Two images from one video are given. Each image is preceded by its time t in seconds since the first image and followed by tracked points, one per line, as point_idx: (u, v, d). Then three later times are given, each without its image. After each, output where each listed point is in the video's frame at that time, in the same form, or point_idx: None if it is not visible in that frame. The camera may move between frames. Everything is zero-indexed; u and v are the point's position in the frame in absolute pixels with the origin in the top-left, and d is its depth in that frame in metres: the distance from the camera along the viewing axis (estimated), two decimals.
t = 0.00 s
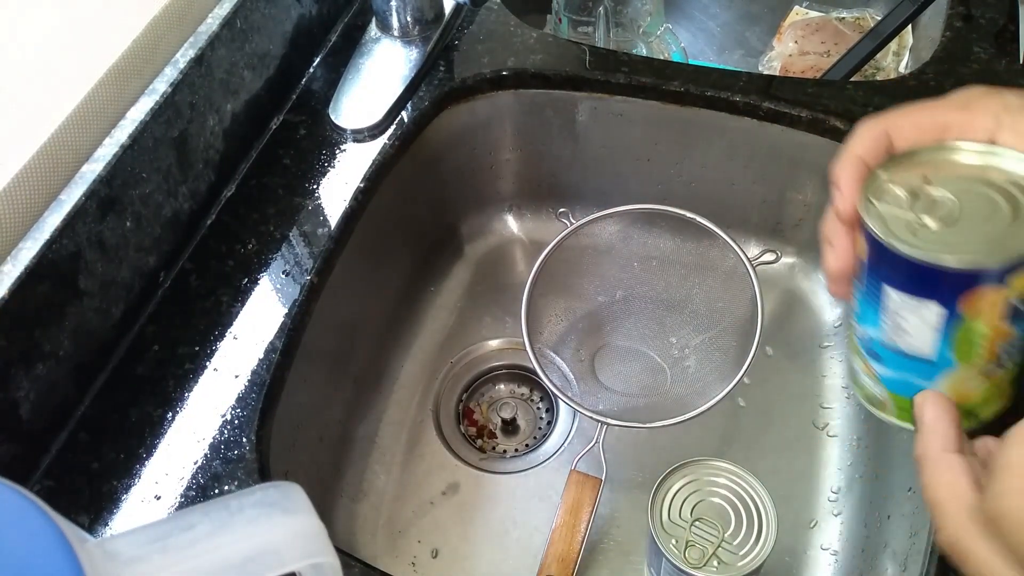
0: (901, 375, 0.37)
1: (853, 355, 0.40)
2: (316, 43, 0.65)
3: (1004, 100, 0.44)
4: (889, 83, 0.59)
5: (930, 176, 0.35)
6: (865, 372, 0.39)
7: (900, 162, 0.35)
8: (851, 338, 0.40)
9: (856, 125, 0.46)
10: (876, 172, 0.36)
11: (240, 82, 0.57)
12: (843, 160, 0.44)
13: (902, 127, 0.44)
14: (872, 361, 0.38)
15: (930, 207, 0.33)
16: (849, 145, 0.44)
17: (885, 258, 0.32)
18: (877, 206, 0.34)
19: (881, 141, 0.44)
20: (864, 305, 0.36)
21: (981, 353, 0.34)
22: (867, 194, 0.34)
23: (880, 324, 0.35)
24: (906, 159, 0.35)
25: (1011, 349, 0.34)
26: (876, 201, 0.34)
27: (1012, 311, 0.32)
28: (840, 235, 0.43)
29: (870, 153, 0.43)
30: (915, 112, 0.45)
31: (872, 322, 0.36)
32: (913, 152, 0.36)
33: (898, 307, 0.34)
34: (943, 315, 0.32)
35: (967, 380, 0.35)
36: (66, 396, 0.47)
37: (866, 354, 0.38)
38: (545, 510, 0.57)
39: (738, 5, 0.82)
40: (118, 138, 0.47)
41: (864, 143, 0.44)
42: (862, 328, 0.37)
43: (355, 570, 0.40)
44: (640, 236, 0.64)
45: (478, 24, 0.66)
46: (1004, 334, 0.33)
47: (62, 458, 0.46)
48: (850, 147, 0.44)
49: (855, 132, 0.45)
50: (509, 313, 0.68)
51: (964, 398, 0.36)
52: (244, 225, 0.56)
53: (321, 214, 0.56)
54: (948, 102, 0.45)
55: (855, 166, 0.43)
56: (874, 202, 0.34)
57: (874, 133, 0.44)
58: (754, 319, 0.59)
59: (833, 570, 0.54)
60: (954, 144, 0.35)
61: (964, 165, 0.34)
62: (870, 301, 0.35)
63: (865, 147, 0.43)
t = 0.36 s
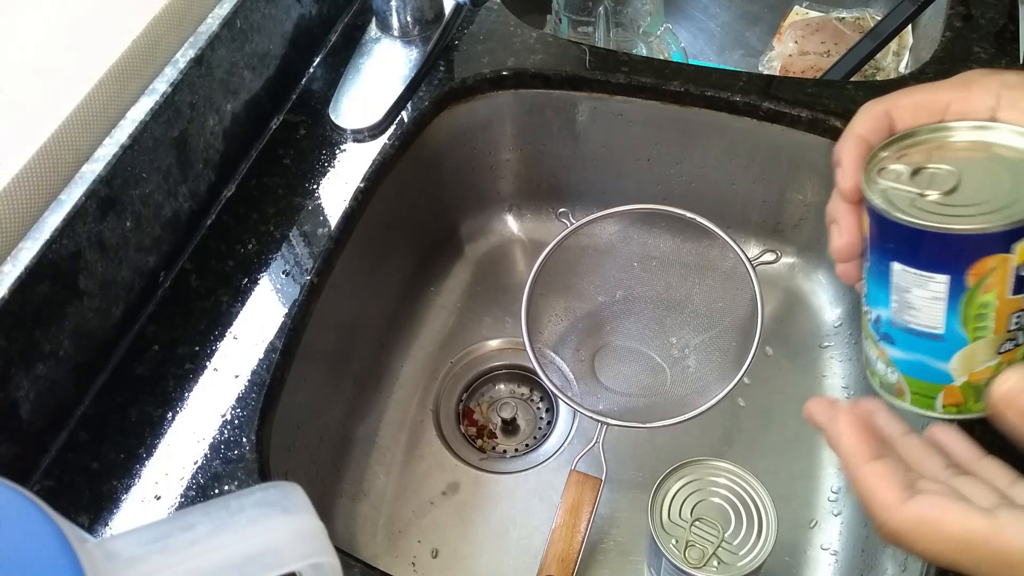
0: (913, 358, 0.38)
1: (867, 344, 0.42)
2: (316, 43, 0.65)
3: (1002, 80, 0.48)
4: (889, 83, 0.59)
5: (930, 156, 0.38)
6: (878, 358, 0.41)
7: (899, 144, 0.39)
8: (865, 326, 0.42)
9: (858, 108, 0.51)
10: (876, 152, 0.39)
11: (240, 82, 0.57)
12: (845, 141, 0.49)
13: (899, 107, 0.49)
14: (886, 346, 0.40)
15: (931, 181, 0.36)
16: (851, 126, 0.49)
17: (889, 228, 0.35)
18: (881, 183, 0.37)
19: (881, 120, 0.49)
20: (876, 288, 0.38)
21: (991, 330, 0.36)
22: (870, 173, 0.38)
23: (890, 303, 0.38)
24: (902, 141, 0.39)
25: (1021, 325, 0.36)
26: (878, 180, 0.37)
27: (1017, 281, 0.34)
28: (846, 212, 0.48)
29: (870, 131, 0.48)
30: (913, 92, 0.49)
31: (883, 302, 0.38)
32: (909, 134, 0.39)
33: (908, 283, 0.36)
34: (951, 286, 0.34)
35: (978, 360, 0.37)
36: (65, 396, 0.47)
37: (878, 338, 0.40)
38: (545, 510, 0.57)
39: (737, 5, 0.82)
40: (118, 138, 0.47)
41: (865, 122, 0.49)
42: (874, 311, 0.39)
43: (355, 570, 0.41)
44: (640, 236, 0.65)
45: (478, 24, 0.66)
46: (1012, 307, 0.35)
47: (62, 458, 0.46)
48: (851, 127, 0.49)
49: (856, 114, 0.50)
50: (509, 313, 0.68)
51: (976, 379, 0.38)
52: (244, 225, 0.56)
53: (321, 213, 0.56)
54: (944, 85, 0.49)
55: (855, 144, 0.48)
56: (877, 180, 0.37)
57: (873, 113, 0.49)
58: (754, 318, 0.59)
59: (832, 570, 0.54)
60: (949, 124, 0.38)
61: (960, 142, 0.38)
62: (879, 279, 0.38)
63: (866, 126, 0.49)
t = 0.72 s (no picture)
0: (879, 382, 0.38)
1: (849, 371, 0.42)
2: (316, 43, 0.65)
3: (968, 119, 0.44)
4: (889, 83, 0.59)
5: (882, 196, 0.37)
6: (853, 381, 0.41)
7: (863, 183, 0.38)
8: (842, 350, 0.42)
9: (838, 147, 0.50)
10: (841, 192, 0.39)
11: (240, 82, 0.57)
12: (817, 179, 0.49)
13: (873, 147, 0.47)
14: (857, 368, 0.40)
15: (887, 221, 0.36)
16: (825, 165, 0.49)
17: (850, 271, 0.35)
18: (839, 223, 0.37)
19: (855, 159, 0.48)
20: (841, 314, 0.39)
21: (940, 360, 0.35)
22: (832, 209, 0.38)
23: (851, 329, 0.38)
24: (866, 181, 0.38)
25: (972, 357, 0.36)
26: (837, 220, 0.37)
27: (959, 317, 0.34)
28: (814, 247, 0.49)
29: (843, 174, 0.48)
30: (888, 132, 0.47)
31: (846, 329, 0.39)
32: (867, 174, 0.39)
33: (858, 313, 0.36)
34: (893, 319, 0.35)
35: (935, 388, 0.37)
36: (65, 396, 0.47)
37: (852, 361, 0.40)
38: (545, 510, 0.57)
39: (737, 5, 0.82)
40: (118, 138, 0.47)
41: (838, 162, 0.48)
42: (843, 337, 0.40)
43: (355, 570, 0.40)
44: (641, 236, 0.65)
45: (478, 24, 0.66)
46: (956, 341, 0.35)
47: (62, 458, 0.46)
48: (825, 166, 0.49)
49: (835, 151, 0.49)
50: (509, 313, 0.68)
51: (937, 407, 0.37)
52: (244, 225, 0.56)
53: (321, 213, 0.56)
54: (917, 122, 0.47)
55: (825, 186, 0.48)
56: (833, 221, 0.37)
57: (847, 155, 0.48)
58: (754, 318, 0.59)
59: (833, 570, 0.54)
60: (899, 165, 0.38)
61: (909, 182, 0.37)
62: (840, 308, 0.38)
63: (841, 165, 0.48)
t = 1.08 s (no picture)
0: None
1: (939, 450, 0.34)
2: (316, 43, 0.65)
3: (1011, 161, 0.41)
4: (889, 83, 0.59)
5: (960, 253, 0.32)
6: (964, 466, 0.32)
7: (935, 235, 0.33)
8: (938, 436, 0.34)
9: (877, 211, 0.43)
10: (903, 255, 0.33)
11: (240, 82, 0.57)
12: (874, 252, 0.41)
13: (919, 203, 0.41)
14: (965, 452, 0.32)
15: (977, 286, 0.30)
16: (874, 236, 0.42)
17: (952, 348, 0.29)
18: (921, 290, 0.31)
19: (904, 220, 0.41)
20: (948, 400, 0.31)
21: None
22: (903, 276, 0.32)
23: (968, 413, 0.30)
24: (938, 232, 0.33)
25: None
26: (917, 288, 0.31)
27: None
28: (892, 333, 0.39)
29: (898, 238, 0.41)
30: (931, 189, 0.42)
31: (957, 412, 0.31)
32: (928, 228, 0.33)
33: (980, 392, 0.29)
34: None
35: None
36: (65, 396, 0.47)
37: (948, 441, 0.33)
38: (545, 511, 0.57)
39: (737, 5, 0.82)
40: (118, 138, 0.47)
41: (888, 230, 0.41)
42: (952, 422, 0.31)
43: (355, 570, 0.40)
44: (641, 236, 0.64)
45: (478, 24, 0.66)
46: None
47: (62, 458, 0.46)
48: (874, 237, 0.42)
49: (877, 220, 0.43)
50: (509, 313, 0.68)
51: None
52: (244, 225, 0.56)
53: (321, 214, 0.56)
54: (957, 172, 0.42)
55: (885, 257, 0.40)
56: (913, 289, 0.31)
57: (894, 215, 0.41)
58: (754, 319, 0.59)
59: (832, 570, 0.54)
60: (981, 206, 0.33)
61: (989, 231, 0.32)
62: (948, 390, 0.30)
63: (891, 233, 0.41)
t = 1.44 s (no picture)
0: None
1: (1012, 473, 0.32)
2: (316, 43, 0.65)
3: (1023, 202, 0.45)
4: (889, 83, 0.58)
5: (991, 292, 0.35)
6: None
7: (967, 277, 0.36)
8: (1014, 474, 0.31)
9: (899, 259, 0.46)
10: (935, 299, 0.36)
11: (240, 82, 0.57)
12: (901, 305, 0.44)
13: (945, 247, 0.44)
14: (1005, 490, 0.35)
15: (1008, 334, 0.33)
16: (899, 285, 0.45)
17: (988, 402, 0.32)
18: (954, 340, 0.34)
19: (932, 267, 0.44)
20: None
21: None
22: (938, 330, 0.35)
23: None
24: (968, 273, 0.36)
25: None
26: (951, 335, 0.34)
27: None
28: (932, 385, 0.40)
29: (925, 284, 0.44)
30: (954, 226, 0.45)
31: None
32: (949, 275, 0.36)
33: None
34: None
35: None
36: (65, 396, 0.47)
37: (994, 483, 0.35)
38: (545, 511, 0.57)
39: (738, 5, 0.82)
40: (118, 138, 0.47)
41: (913, 278, 0.44)
42: None
43: (355, 570, 0.41)
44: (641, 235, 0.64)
45: (478, 24, 0.66)
46: None
47: (62, 458, 0.46)
48: (900, 287, 0.45)
49: (900, 268, 0.45)
50: (509, 313, 0.68)
51: None
52: (244, 225, 0.56)
53: (321, 213, 0.56)
54: (978, 211, 0.45)
55: (915, 306, 0.43)
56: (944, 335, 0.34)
57: (920, 261, 0.44)
58: (754, 319, 0.59)
59: (832, 570, 0.54)
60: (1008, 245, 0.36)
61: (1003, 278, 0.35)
62: None
63: (917, 279, 0.44)
